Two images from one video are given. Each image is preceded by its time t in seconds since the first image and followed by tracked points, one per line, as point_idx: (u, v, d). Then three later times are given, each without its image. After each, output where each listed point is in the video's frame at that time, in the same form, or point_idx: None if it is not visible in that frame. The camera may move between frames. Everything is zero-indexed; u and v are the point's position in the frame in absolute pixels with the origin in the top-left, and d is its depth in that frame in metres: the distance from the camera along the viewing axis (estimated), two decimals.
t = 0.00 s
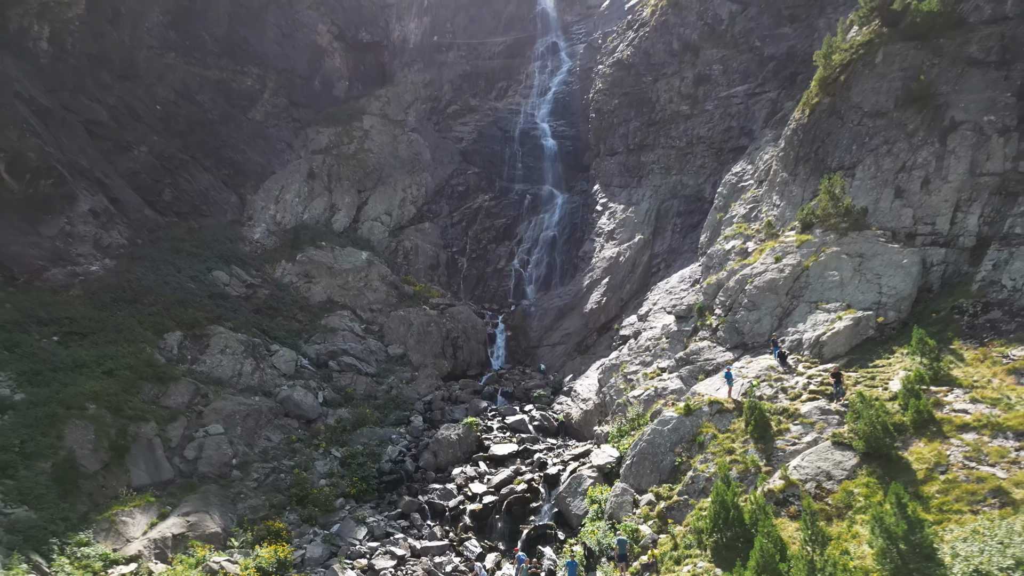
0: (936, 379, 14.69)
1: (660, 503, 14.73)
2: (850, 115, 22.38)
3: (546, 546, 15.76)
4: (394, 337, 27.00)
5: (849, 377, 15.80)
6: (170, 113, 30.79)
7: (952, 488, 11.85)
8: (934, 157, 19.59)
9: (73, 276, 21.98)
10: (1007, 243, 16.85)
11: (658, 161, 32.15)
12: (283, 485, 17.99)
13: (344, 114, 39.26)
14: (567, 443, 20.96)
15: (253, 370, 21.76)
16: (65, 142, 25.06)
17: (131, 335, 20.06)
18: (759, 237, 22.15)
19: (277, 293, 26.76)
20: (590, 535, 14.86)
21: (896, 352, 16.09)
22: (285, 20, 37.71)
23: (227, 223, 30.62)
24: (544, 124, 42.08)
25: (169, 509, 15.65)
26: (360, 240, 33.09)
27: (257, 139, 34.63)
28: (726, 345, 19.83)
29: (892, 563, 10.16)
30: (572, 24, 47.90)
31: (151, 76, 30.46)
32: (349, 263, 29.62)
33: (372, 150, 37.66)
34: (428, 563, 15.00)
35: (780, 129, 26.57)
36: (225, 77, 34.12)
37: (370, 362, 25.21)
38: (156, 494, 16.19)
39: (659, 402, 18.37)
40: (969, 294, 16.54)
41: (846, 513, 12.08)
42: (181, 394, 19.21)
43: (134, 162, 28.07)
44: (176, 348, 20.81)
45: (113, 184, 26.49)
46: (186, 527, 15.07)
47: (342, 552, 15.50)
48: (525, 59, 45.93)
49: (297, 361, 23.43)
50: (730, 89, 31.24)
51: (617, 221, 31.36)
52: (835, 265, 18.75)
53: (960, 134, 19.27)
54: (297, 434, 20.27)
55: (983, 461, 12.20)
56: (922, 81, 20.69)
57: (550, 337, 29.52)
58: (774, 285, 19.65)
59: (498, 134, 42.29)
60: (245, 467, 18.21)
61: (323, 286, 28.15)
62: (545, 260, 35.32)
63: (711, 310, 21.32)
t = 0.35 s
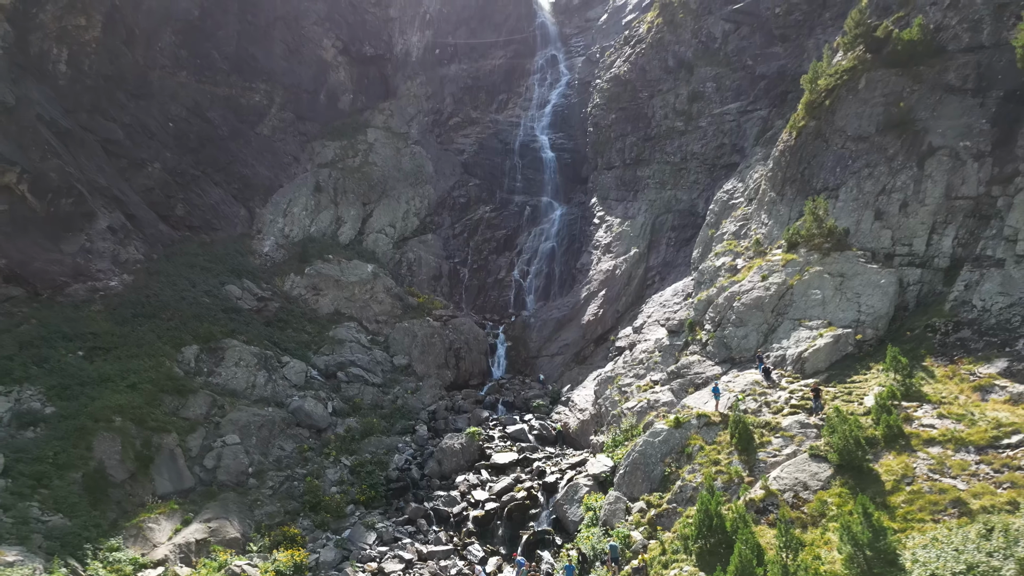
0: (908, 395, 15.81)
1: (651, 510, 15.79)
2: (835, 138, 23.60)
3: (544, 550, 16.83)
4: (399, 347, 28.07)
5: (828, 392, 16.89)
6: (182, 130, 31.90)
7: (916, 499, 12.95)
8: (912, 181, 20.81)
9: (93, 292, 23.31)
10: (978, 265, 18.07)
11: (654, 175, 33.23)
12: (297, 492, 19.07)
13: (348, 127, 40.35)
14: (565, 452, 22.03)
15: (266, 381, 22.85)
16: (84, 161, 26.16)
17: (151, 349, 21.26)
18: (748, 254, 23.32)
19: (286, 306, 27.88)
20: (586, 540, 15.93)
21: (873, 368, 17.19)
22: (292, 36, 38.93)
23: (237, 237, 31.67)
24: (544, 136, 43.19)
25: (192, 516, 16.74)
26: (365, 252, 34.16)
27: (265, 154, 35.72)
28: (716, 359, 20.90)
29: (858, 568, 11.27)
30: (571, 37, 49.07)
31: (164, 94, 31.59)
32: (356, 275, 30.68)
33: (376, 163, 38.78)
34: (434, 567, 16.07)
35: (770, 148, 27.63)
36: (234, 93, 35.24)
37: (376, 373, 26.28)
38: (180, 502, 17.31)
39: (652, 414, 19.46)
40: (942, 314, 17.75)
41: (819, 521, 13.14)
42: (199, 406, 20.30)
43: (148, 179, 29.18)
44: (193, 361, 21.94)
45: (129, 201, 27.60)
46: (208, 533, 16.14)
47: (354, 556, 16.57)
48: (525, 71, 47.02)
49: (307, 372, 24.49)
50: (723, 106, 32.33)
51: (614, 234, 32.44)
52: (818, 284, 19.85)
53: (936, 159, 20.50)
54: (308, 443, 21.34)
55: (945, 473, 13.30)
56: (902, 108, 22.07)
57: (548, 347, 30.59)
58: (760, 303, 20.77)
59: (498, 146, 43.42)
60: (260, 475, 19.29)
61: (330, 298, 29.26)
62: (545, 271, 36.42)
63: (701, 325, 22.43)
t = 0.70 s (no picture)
0: (883, 410, 16.89)
1: (642, 518, 16.89)
2: (821, 159, 24.73)
3: (543, 554, 17.93)
4: (404, 358, 29.17)
5: (809, 406, 17.99)
6: (193, 146, 33.03)
7: (886, 508, 14.04)
8: (893, 204, 22.01)
9: (111, 306, 24.54)
10: (954, 284, 19.26)
11: (650, 190, 34.33)
12: (309, 499, 20.16)
13: (353, 140, 41.46)
14: (563, 460, 23.14)
15: (278, 393, 23.95)
16: (102, 179, 27.31)
17: (169, 362, 22.43)
18: (737, 270, 24.48)
19: (296, 317, 29.01)
20: (582, 545, 17.02)
21: (851, 383, 18.29)
22: (298, 52, 40.26)
23: (247, 249, 32.76)
24: (544, 148, 44.27)
25: (212, 522, 17.83)
26: (370, 263, 35.28)
27: (273, 168, 36.82)
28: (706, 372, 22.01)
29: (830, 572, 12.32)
30: (570, 49, 50.17)
31: (176, 112, 32.71)
32: (362, 287, 31.83)
33: (380, 176, 39.87)
34: (440, 570, 17.17)
35: (761, 166, 28.74)
36: (243, 109, 36.39)
37: (383, 383, 27.37)
38: (200, 509, 18.39)
39: (645, 425, 20.55)
40: (918, 332, 18.88)
41: (797, 529, 14.21)
42: (215, 417, 21.43)
43: (162, 195, 30.31)
44: (209, 373, 23.09)
45: (144, 217, 28.76)
46: (228, 538, 17.22)
47: (364, 560, 17.67)
48: (525, 84, 48.11)
49: (316, 383, 25.60)
50: (717, 122, 33.41)
51: (611, 247, 33.56)
52: (802, 302, 20.96)
53: (916, 182, 21.75)
54: (319, 452, 22.46)
55: (914, 484, 14.38)
56: (883, 132, 23.23)
57: (547, 357, 31.63)
58: (748, 319, 21.89)
59: (499, 158, 44.50)
60: (274, 483, 20.39)
61: (337, 310, 30.40)
62: (544, 281, 37.54)
63: (692, 339, 23.53)
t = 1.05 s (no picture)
0: (861, 423, 17.98)
1: (635, 525, 17.97)
2: (808, 180, 25.85)
3: (542, 559, 19.00)
4: (409, 368, 30.26)
5: (793, 419, 19.09)
6: (204, 162, 34.15)
7: (860, 516, 15.10)
8: (875, 224, 23.17)
9: (129, 320, 25.75)
10: (931, 302, 20.46)
11: (646, 203, 35.43)
12: (320, 505, 21.24)
13: (358, 152, 42.59)
14: (561, 468, 24.25)
15: (289, 403, 25.06)
16: (118, 197, 28.47)
17: (186, 375, 23.57)
18: (728, 285, 25.65)
19: (304, 329, 30.15)
20: (578, 550, 18.09)
21: (833, 397, 19.39)
22: (304, 67, 41.53)
23: (256, 262, 33.85)
24: (543, 160, 45.37)
25: (230, 528, 18.91)
26: (375, 275, 36.39)
27: (281, 181, 37.93)
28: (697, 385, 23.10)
29: None
30: (569, 62, 51.30)
31: (188, 129, 33.82)
32: (368, 299, 32.99)
33: (384, 188, 40.98)
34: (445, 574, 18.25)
35: (752, 183, 29.85)
36: (252, 124, 37.54)
37: (388, 393, 28.45)
38: (219, 516, 19.46)
39: (639, 436, 21.71)
40: (897, 348, 20.02)
41: (778, 535, 15.26)
42: (230, 427, 22.54)
43: (175, 210, 31.42)
44: (223, 385, 24.23)
45: (158, 232, 29.90)
46: (245, 544, 18.29)
47: (374, 564, 18.76)
48: (525, 96, 49.24)
49: (325, 393, 26.70)
50: (710, 138, 34.50)
51: (608, 259, 34.68)
52: (788, 318, 22.08)
53: (897, 204, 22.95)
54: (329, 460, 23.55)
55: (887, 494, 15.46)
56: (867, 155, 24.40)
57: (547, 367, 32.69)
58: (737, 334, 23.01)
59: (500, 170, 45.62)
60: (287, 491, 21.48)
61: (344, 321, 31.52)
62: (544, 292, 38.67)
63: (684, 352, 24.60)
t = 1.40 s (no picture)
0: (841, 435, 19.09)
1: (628, 531, 19.05)
2: (796, 199, 26.98)
3: (541, 563, 20.07)
4: (413, 378, 31.37)
5: (778, 431, 20.20)
6: (214, 176, 35.26)
7: (837, 524, 16.18)
8: (859, 243, 24.30)
9: (145, 332, 26.88)
10: (911, 319, 21.60)
11: (642, 217, 36.53)
12: (330, 512, 22.34)
13: (362, 165, 43.71)
14: (560, 476, 25.36)
15: (299, 413, 26.17)
16: (133, 213, 29.60)
17: (202, 387, 24.70)
18: (720, 300, 26.81)
19: (312, 340, 31.29)
20: (575, 555, 19.15)
21: (816, 410, 20.50)
22: (310, 81, 42.66)
23: (265, 274, 34.96)
24: (543, 172, 46.49)
25: (246, 535, 20.00)
26: (379, 286, 37.53)
27: (288, 194, 39.03)
28: (689, 397, 24.22)
29: None
30: (568, 74, 52.41)
31: (199, 145, 34.89)
32: (373, 311, 34.13)
33: (388, 200, 42.09)
34: None
35: (744, 199, 30.96)
36: (259, 138, 38.64)
37: (393, 402, 29.55)
38: (235, 522, 20.56)
39: (633, 446, 22.84)
40: (877, 362, 21.14)
41: (762, 542, 16.32)
42: (244, 437, 23.65)
43: (187, 224, 32.52)
44: (236, 396, 25.36)
45: (171, 246, 31.02)
46: (261, 549, 19.38)
47: (382, 568, 19.87)
48: (525, 108, 50.35)
49: (333, 403, 27.81)
50: (705, 153, 35.59)
51: (605, 271, 35.82)
52: (776, 333, 23.22)
53: (880, 224, 24.09)
54: (338, 468, 24.65)
55: (863, 503, 16.55)
56: (852, 175, 25.53)
57: (547, 376, 33.78)
58: (727, 348, 24.14)
59: (500, 181, 46.77)
60: (299, 498, 22.57)
61: (350, 332, 32.65)
62: (543, 301, 39.83)
63: (677, 365, 25.71)
